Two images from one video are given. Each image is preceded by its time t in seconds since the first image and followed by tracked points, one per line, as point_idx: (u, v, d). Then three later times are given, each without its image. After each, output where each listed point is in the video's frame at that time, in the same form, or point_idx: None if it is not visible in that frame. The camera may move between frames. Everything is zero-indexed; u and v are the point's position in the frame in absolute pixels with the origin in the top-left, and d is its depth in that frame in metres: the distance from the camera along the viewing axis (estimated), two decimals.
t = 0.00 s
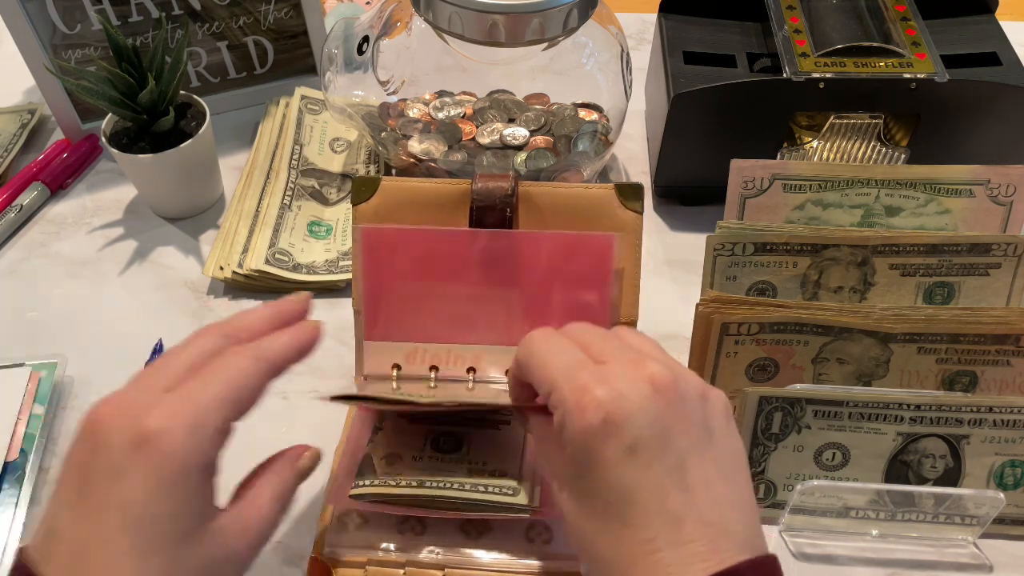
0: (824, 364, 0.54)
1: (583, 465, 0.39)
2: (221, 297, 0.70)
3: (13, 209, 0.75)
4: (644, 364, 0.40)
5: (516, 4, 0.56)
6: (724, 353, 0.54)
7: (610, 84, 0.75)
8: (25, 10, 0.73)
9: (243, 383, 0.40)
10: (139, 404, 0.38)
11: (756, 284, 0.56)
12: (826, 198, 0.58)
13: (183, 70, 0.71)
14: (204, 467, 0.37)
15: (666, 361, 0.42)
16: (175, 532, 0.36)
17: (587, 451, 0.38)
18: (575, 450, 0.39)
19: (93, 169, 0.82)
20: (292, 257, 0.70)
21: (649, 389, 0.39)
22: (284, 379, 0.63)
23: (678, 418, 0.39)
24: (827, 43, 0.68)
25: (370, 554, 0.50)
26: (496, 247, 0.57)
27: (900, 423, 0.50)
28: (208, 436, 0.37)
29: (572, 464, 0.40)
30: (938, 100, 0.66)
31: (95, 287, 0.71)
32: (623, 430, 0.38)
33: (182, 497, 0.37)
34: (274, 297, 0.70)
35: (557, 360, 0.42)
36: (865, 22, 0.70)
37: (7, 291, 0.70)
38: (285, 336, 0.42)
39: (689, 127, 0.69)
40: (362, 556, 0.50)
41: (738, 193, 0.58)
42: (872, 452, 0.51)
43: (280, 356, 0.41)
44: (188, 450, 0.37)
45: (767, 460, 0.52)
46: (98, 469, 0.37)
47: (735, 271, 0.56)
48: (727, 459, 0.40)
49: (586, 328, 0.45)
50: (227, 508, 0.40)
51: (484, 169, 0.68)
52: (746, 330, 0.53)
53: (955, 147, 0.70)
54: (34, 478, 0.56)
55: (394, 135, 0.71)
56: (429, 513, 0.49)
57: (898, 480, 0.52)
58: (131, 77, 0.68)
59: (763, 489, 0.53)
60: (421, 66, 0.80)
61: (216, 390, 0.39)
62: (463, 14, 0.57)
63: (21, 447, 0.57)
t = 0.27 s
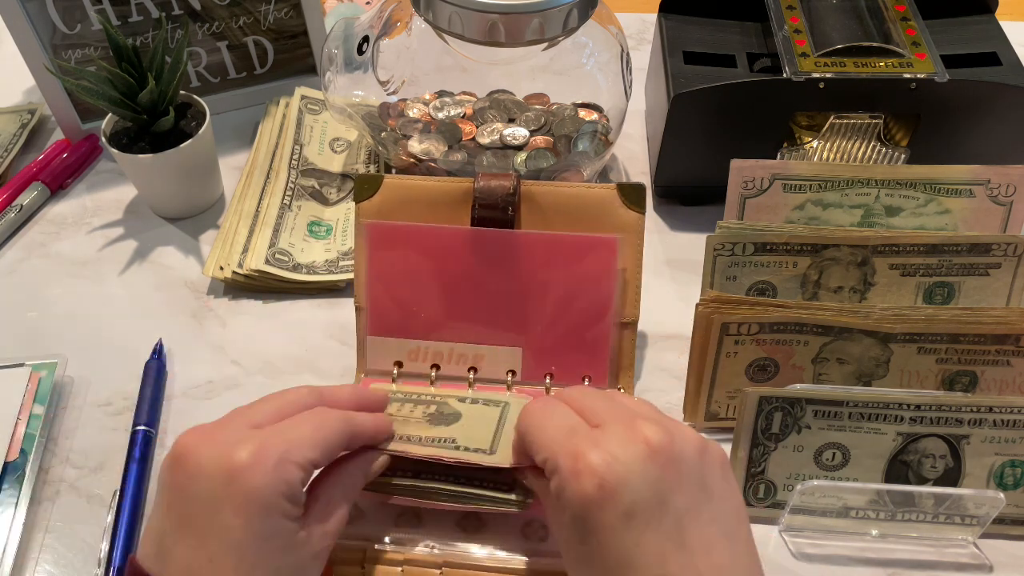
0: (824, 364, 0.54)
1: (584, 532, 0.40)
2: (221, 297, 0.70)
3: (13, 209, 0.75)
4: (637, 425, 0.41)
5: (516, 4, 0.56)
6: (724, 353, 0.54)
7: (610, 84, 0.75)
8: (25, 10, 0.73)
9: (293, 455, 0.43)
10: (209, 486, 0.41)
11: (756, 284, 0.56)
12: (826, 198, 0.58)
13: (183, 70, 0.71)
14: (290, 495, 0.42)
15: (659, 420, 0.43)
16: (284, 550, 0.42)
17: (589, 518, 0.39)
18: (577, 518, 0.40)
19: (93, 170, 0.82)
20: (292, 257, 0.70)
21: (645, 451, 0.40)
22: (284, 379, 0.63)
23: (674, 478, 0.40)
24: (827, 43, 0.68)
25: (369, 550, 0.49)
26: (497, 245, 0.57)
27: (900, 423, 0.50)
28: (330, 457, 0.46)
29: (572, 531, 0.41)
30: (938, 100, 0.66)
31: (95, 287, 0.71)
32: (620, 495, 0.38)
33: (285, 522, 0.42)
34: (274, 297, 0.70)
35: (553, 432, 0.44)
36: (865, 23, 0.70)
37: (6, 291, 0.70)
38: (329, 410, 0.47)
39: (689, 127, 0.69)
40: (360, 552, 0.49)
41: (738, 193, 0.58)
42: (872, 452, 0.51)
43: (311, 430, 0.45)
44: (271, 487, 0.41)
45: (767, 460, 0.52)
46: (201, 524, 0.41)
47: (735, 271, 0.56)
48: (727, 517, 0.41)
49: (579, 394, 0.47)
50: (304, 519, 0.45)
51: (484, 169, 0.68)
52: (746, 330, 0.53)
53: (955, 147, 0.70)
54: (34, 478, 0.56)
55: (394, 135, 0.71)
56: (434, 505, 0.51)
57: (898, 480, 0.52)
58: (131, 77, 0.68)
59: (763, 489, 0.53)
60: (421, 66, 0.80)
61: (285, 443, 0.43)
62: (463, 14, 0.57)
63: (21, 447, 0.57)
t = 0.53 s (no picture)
0: (824, 364, 0.54)
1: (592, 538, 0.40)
2: (221, 297, 0.70)
3: (13, 209, 0.75)
4: (646, 433, 0.41)
5: (516, 4, 0.56)
6: (724, 353, 0.54)
7: (610, 84, 0.75)
8: (25, 11, 0.73)
9: (261, 473, 0.41)
10: (178, 521, 0.39)
11: (756, 284, 0.56)
12: (826, 198, 0.58)
13: (183, 70, 0.71)
14: (261, 516, 0.41)
15: (667, 427, 0.43)
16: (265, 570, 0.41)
17: (595, 525, 0.39)
18: (584, 522, 0.40)
19: (93, 169, 0.82)
20: (292, 257, 0.70)
21: (653, 457, 0.40)
22: (284, 379, 0.63)
23: (683, 485, 0.40)
24: (827, 42, 0.68)
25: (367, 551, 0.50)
26: (495, 246, 0.57)
27: (900, 423, 0.50)
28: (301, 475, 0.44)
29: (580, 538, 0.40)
30: (938, 100, 0.66)
31: (95, 287, 0.71)
32: (628, 501, 0.38)
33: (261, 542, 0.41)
34: (273, 297, 0.70)
35: (558, 436, 0.43)
36: (865, 22, 0.70)
37: (7, 291, 0.70)
38: (295, 419, 0.45)
39: (689, 127, 0.69)
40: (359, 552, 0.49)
41: (738, 193, 0.58)
42: (872, 452, 0.51)
43: (275, 447, 0.42)
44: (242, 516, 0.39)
45: (767, 460, 0.52)
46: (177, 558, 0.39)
47: (735, 271, 0.56)
48: (734, 524, 0.41)
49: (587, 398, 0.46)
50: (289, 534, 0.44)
51: (484, 169, 0.68)
52: (746, 330, 0.53)
53: (955, 147, 0.70)
54: (34, 478, 0.56)
55: (394, 135, 0.71)
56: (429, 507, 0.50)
57: (898, 480, 0.52)
58: (131, 77, 0.68)
59: (763, 489, 0.53)
60: (421, 66, 0.80)
61: (250, 466, 0.41)
62: (463, 14, 0.57)
63: (21, 447, 0.57)
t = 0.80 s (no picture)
0: (824, 364, 0.54)
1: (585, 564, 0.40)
2: (221, 297, 0.70)
3: (13, 209, 0.75)
4: (634, 454, 0.41)
5: (516, 4, 0.56)
6: (724, 353, 0.54)
7: (610, 84, 0.75)
8: (25, 11, 0.73)
9: (281, 493, 0.41)
10: (198, 537, 0.40)
11: (756, 284, 0.56)
12: (826, 198, 0.58)
13: (183, 70, 0.71)
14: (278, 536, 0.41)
15: (657, 448, 0.42)
16: None
17: (585, 548, 0.39)
18: (577, 545, 0.40)
19: (93, 170, 0.82)
20: (292, 257, 0.70)
21: (639, 480, 0.40)
22: (284, 379, 0.63)
23: (672, 506, 0.39)
24: (827, 42, 0.68)
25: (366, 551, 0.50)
26: (495, 245, 0.57)
27: (900, 423, 0.50)
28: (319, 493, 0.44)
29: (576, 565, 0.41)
30: (938, 100, 0.66)
31: (95, 287, 0.71)
32: (615, 525, 0.38)
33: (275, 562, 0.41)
34: (274, 297, 0.70)
35: (548, 461, 0.43)
36: (865, 22, 0.70)
37: (7, 290, 0.70)
38: (318, 440, 0.45)
39: (689, 127, 0.69)
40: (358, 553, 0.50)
41: (738, 193, 0.58)
42: (872, 452, 0.51)
43: (298, 467, 0.43)
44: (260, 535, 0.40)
45: (767, 461, 0.52)
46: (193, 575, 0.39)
47: (735, 271, 0.56)
48: (728, 542, 0.40)
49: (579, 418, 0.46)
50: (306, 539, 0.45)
51: (484, 169, 0.68)
52: (746, 330, 0.53)
53: (955, 147, 0.70)
54: (34, 477, 0.56)
55: (394, 135, 0.71)
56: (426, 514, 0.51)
57: (898, 480, 0.52)
58: (131, 77, 0.68)
59: (763, 489, 0.53)
60: (421, 66, 0.80)
61: (272, 484, 0.41)
62: (463, 14, 0.57)
63: (21, 447, 0.57)
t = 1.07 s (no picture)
0: (824, 364, 0.54)
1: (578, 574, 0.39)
2: (221, 297, 0.70)
3: (13, 209, 0.75)
4: (627, 464, 0.40)
5: (516, 4, 0.56)
6: (724, 353, 0.54)
7: (610, 84, 0.75)
8: (25, 11, 0.73)
9: (355, 386, 0.39)
10: (271, 403, 0.38)
11: (756, 284, 0.56)
12: (826, 198, 0.58)
13: (183, 70, 0.71)
14: (350, 415, 0.39)
15: (652, 458, 0.41)
16: (355, 506, 0.38)
17: (579, 558, 0.39)
18: (573, 557, 0.39)
19: (93, 169, 0.82)
20: (292, 257, 0.70)
21: (633, 491, 0.39)
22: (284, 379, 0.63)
23: (666, 515, 0.38)
24: (827, 42, 0.68)
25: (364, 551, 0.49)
26: (496, 247, 0.57)
27: (900, 423, 0.50)
28: (400, 349, 0.42)
29: None
30: (938, 100, 0.66)
31: (95, 287, 0.71)
32: (609, 534, 0.38)
33: (346, 443, 0.38)
34: (274, 297, 0.70)
35: (542, 468, 0.42)
36: (865, 22, 0.70)
37: (7, 290, 0.70)
38: (393, 315, 0.44)
39: (689, 127, 0.69)
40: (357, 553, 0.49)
41: (738, 194, 0.58)
42: (872, 452, 0.51)
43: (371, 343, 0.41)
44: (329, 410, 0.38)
45: (767, 461, 0.52)
46: (265, 454, 0.37)
47: (735, 271, 0.56)
48: (722, 552, 0.39)
49: (573, 427, 0.45)
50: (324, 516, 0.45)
51: (484, 169, 0.68)
52: (746, 330, 0.53)
53: (955, 147, 0.70)
54: (34, 478, 0.56)
55: (394, 135, 0.71)
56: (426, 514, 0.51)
57: (898, 480, 0.52)
58: (131, 77, 0.68)
59: (763, 489, 0.53)
60: (421, 66, 0.80)
61: (340, 360, 0.40)
62: (463, 14, 0.57)
63: (21, 448, 0.57)
